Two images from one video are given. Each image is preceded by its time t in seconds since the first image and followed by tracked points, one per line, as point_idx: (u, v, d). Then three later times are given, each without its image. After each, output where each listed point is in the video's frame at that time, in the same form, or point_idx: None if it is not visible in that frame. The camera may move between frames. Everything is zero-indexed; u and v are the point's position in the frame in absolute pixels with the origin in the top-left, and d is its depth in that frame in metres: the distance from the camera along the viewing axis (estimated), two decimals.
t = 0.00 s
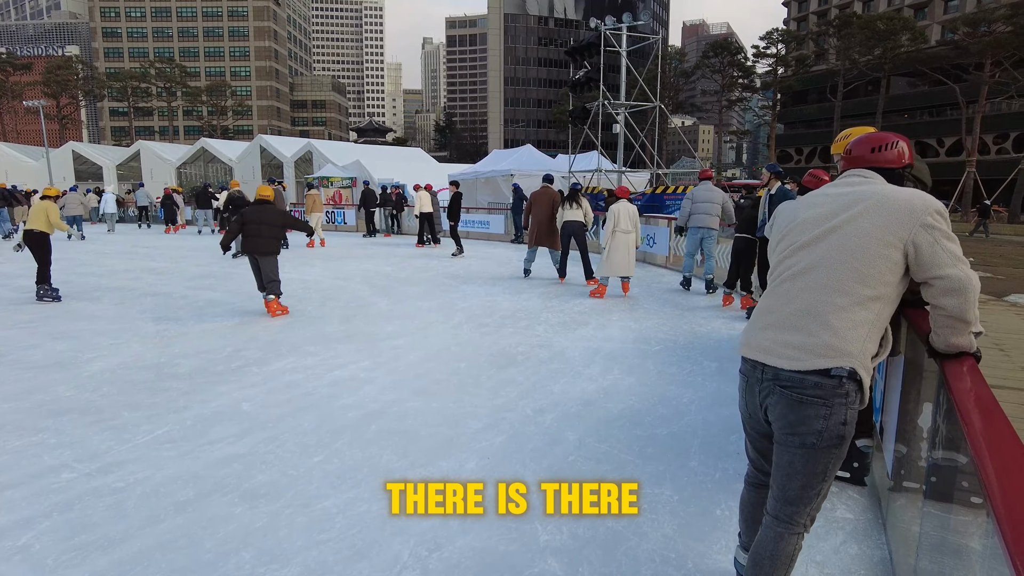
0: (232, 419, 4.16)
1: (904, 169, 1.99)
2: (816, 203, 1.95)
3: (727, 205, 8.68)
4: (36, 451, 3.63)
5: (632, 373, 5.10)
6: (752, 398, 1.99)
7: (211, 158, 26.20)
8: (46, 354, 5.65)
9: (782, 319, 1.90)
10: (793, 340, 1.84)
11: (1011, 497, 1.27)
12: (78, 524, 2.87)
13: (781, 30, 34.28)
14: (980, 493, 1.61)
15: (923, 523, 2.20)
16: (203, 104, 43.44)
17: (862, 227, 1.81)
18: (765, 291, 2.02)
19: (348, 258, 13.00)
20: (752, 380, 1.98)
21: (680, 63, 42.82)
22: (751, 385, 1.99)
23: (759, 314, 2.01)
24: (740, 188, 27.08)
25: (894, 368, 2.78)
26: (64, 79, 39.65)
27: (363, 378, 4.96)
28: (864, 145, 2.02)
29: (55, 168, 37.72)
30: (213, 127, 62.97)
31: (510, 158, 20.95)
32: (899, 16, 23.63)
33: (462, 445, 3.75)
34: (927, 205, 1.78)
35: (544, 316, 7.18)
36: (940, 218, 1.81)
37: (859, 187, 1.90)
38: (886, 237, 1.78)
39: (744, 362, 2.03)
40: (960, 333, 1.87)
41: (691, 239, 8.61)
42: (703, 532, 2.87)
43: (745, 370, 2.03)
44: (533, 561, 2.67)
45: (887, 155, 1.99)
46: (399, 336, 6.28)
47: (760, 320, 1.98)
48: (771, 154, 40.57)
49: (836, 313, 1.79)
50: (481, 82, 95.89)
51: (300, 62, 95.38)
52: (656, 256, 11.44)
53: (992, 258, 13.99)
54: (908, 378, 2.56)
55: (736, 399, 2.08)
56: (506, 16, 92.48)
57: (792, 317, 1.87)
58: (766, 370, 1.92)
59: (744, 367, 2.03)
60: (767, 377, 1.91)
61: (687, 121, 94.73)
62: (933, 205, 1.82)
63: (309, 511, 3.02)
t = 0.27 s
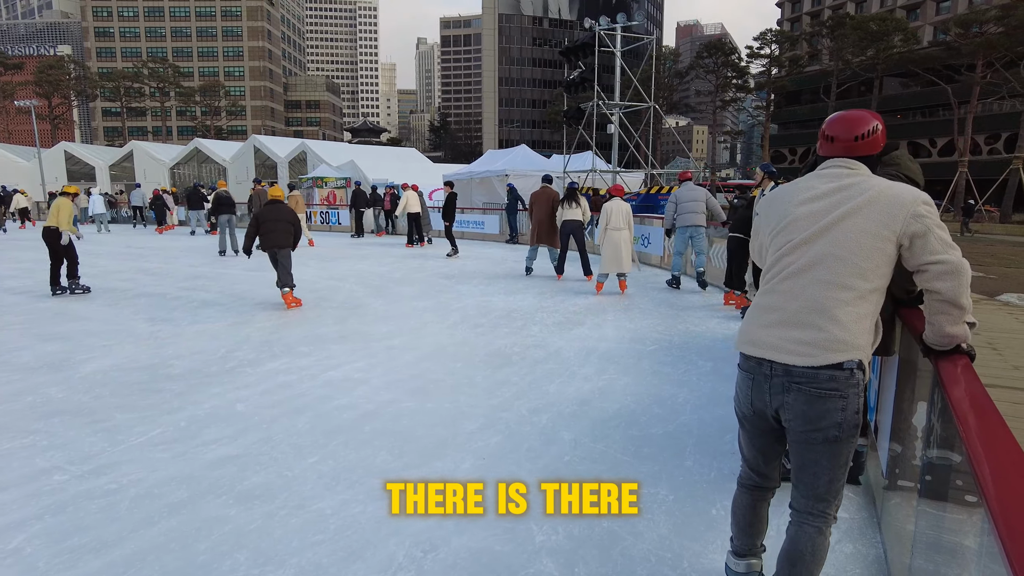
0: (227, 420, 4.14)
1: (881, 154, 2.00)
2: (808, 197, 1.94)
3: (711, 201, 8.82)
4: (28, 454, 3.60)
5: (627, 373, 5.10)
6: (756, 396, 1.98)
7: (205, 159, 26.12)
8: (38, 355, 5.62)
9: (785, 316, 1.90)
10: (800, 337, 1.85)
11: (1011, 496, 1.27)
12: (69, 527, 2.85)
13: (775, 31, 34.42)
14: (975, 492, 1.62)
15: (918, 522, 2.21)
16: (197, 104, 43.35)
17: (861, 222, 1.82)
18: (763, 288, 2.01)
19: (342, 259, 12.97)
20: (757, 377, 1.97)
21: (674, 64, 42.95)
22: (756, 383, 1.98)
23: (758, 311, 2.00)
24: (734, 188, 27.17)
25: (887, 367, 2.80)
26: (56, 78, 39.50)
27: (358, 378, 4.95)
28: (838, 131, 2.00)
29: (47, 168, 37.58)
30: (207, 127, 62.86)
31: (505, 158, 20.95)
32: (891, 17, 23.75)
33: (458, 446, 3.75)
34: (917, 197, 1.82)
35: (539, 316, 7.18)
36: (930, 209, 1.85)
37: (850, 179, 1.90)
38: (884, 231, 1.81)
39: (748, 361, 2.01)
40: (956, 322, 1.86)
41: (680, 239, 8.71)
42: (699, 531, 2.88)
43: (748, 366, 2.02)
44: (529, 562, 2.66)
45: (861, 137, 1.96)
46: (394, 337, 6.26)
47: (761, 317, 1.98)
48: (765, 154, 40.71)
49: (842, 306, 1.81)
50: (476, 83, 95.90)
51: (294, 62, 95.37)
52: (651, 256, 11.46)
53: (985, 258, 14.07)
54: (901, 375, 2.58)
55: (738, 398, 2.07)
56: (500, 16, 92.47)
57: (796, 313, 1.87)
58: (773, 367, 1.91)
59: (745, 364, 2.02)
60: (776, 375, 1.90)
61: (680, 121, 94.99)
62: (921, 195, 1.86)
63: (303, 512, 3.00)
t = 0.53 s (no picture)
0: (224, 420, 4.13)
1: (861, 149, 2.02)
2: (802, 197, 1.94)
3: (701, 200, 9.01)
4: (24, 454, 3.59)
5: (625, 372, 5.11)
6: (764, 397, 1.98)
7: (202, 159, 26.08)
8: (34, 356, 5.60)
9: (795, 320, 1.89)
10: (814, 340, 1.85)
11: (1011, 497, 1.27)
12: (65, 528, 2.84)
13: (771, 31, 34.46)
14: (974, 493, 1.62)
15: (917, 523, 2.22)
16: (194, 105, 43.26)
17: (858, 219, 1.83)
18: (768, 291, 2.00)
19: (340, 259, 12.96)
20: (767, 378, 1.97)
21: (671, 64, 42.99)
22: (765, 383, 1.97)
23: (765, 316, 1.99)
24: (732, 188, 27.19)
25: (882, 368, 2.81)
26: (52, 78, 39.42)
27: (356, 379, 4.94)
28: (815, 129, 2.02)
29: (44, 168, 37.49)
30: (203, 127, 62.85)
31: (502, 158, 20.96)
32: (888, 17, 23.80)
33: (456, 446, 3.74)
34: (906, 190, 1.84)
35: (537, 316, 7.18)
36: (919, 201, 1.87)
37: (839, 178, 1.90)
38: (881, 227, 1.81)
39: (757, 361, 2.01)
40: (947, 314, 1.83)
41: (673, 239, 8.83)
42: (697, 530, 2.88)
43: (756, 368, 2.02)
44: (527, 562, 2.66)
45: (836, 134, 1.98)
46: (391, 337, 6.26)
47: (770, 322, 1.97)
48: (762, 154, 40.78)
49: (849, 305, 1.82)
50: (473, 82, 95.87)
51: (292, 62, 95.24)
52: (649, 256, 11.46)
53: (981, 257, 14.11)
54: (898, 376, 2.59)
55: (746, 398, 2.07)
56: (497, 16, 92.41)
57: (806, 315, 1.87)
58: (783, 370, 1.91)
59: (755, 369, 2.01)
60: (794, 378, 1.89)
61: (678, 121, 95.05)
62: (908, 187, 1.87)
63: (301, 513, 3.00)
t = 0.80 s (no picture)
0: (219, 419, 4.13)
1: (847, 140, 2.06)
2: (821, 195, 1.89)
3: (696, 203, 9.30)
4: (18, 454, 3.58)
5: (620, 371, 5.11)
6: (794, 402, 1.92)
7: (199, 158, 26.02)
8: (29, 356, 5.58)
9: (838, 324, 1.85)
10: (857, 343, 1.84)
11: (1005, 497, 1.25)
12: (58, 528, 2.83)
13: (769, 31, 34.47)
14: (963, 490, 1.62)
15: (907, 521, 2.23)
16: (191, 104, 43.20)
17: (882, 217, 1.85)
18: (795, 293, 1.93)
19: (337, 258, 12.95)
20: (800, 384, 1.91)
21: (669, 64, 43.04)
22: (794, 387, 1.92)
23: (794, 320, 1.93)
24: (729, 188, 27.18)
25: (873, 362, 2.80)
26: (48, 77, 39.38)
27: (351, 378, 4.94)
28: (808, 120, 2.00)
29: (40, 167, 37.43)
30: (201, 126, 62.92)
31: (500, 158, 20.98)
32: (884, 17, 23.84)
33: (450, 445, 3.74)
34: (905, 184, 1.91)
35: (533, 315, 7.18)
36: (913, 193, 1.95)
37: (850, 174, 1.91)
38: (899, 223, 1.86)
39: (788, 364, 1.95)
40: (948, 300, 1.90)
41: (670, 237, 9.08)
42: (692, 528, 2.89)
43: (783, 369, 1.97)
44: (521, 560, 2.66)
45: (830, 125, 1.97)
46: (387, 336, 6.25)
47: (802, 326, 1.91)
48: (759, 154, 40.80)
49: (884, 304, 1.85)
50: (470, 82, 95.88)
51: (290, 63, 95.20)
52: (645, 255, 11.47)
53: (977, 256, 14.14)
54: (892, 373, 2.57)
55: (766, 399, 2.02)
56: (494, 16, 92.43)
57: (848, 319, 1.85)
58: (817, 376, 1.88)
59: (784, 373, 1.95)
60: (840, 381, 1.86)
61: (675, 121, 95.10)
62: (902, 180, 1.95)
63: (295, 511, 3.00)
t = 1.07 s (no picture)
0: (217, 420, 4.13)
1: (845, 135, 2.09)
2: (859, 195, 1.87)
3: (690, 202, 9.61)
4: (15, 455, 3.57)
5: (618, 372, 5.12)
6: (833, 407, 1.91)
7: (196, 159, 26.01)
8: (26, 356, 5.57)
9: (877, 326, 1.89)
10: (892, 341, 1.92)
11: (1011, 499, 1.23)
12: (55, 529, 2.82)
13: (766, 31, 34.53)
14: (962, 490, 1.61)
15: (905, 521, 2.23)
16: (188, 104, 43.13)
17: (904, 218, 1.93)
18: (839, 301, 1.89)
19: (334, 259, 12.94)
20: (841, 391, 1.90)
21: (666, 64, 43.09)
22: (837, 394, 1.90)
23: (837, 327, 1.90)
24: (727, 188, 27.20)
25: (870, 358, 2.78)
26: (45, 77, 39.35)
27: (349, 378, 4.93)
28: (832, 114, 1.95)
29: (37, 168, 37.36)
30: (198, 126, 62.85)
31: (498, 158, 20.98)
32: (881, 18, 23.90)
33: (448, 445, 3.74)
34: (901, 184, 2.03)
35: (531, 315, 7.19)
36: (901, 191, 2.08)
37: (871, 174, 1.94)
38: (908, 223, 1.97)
39: (828, 371, 1.91)
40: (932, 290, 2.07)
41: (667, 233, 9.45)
42: (690, 528, 2.89)
43: (819, 375, 1.93)
44: (519, 560, 2.66)
45: (846, 120, 1.96)
46: (386, 336, 6.25)
47: (848, 332, 1.88)
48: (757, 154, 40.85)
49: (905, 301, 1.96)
50: (468, 82, 95.87)
51: (287, 63, 95.06)
52: (644, 255, 11.49)
53: (975, 256, 14.16)
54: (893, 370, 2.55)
55: (797, 404, 1.98)
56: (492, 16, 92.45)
57: (884, 320, 1.91)
58: (855, 381, 1.89)
59: (825, 381, 1.92)
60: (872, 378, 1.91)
61: (673, 121, 95.16)
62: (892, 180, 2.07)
63: (293, 512, 3.00)
